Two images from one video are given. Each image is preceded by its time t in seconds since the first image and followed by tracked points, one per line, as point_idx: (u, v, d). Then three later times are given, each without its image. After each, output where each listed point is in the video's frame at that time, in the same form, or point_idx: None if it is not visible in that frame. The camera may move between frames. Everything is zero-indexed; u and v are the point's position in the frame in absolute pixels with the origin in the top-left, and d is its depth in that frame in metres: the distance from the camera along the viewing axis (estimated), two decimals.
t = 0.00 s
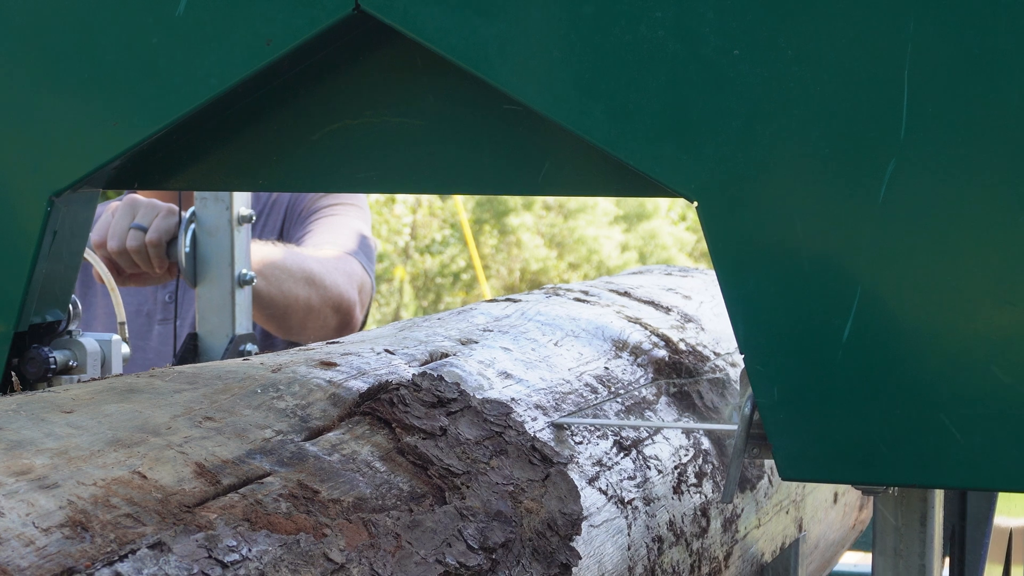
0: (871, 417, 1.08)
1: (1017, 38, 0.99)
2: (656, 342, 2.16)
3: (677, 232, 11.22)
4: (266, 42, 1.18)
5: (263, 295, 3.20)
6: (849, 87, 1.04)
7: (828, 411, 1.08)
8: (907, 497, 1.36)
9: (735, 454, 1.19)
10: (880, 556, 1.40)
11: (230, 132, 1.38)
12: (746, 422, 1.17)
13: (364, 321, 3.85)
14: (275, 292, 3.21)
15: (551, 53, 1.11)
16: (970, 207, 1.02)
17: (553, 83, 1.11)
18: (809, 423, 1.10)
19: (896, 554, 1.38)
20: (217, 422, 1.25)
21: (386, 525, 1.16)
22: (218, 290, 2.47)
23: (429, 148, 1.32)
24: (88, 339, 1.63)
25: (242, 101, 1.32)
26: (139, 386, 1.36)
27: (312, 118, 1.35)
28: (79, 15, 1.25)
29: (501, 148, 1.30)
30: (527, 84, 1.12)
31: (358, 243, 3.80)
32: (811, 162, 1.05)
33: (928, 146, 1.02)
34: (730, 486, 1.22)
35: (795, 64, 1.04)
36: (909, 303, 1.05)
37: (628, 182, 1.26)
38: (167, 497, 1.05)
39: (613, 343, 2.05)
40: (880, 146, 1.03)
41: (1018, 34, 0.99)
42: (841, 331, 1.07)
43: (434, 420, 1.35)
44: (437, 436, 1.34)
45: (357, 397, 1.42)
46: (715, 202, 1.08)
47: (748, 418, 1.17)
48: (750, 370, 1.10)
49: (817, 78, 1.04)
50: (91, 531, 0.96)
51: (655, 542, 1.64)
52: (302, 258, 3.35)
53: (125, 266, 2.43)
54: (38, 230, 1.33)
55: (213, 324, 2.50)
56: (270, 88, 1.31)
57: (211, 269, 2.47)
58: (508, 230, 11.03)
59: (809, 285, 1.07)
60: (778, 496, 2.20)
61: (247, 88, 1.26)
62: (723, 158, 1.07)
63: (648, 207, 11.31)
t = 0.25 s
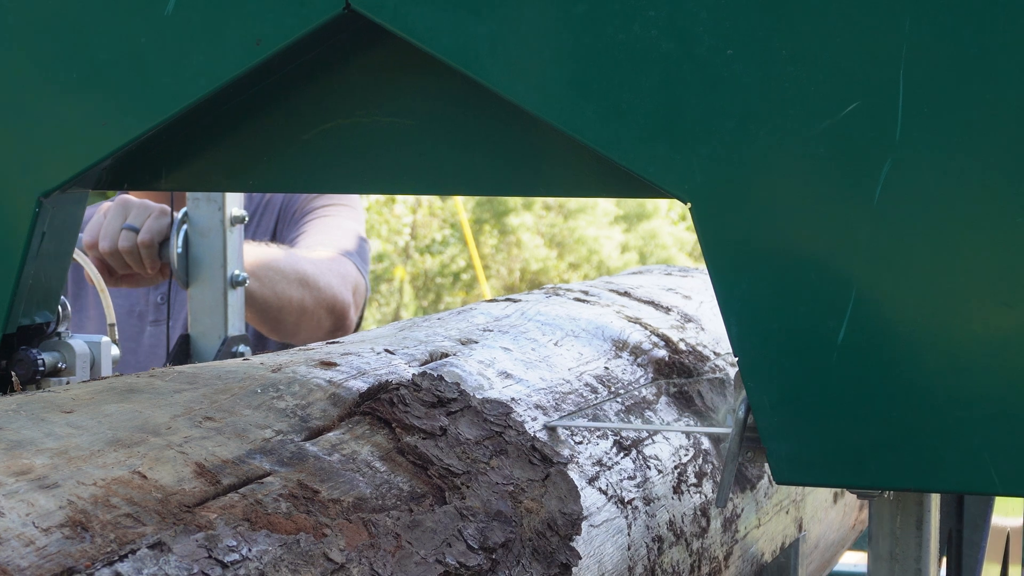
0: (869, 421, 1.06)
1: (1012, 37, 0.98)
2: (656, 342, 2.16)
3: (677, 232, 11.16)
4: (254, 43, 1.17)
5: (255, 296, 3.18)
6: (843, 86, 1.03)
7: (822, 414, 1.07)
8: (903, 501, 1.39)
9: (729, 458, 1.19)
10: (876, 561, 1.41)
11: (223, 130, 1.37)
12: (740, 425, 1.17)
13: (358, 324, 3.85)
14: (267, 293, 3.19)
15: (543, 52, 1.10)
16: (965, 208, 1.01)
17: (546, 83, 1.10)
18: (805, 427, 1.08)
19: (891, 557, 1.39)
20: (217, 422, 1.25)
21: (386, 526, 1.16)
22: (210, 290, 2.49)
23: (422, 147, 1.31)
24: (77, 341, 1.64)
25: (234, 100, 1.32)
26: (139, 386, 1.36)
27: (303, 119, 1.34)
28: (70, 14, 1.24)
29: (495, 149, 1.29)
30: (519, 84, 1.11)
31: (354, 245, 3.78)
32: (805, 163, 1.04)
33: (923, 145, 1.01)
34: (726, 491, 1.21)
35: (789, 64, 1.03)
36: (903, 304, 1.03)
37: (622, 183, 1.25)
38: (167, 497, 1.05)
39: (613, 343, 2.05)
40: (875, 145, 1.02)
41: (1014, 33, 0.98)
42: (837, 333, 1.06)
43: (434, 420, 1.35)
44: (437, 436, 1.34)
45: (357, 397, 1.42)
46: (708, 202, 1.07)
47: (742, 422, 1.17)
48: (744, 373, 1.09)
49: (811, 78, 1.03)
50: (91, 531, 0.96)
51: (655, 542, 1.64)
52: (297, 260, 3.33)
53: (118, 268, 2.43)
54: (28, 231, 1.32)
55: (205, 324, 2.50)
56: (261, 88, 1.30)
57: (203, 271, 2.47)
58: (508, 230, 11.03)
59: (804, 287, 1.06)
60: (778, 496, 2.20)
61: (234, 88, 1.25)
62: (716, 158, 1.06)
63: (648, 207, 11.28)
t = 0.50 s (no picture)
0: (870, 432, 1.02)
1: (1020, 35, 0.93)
2: (656, 342, 2.17)
3: (676, 231, 11.04)
4: (243, 42, 1.13)
5: (246, 299, 3.11)
6: (844, 88, 0.98)
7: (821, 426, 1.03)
8: (898, 505, 1.35)
9: (721, 462, 1.14)
10: (871, 565, 1.37)
11: (207, 133, 1.34)
12: (734, 429, 1.12)
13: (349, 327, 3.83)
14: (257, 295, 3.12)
15: (533, 53, 1.05)
16: (968, 213, 0.96)
17: (534, 83, 1.06)
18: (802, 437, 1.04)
19: (888, 562, 1.36)
20: (217, 422, 1.25)
21: (386, 526, 1.16)
22: (203, 291, 2.34)
23: (408, 149, 1.27)
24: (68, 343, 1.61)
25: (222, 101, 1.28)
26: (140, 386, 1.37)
27: (292, 119, 1.30)
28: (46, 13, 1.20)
29: (483, 150, 1.25)
30: (507, 85, 1.06)
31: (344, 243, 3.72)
32: (802, 166, 1.00)
33: (926, 149, 0.97)
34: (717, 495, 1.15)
35: (785, 64, 0.99)
36: (902, 311, 0.99)
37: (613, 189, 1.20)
38: (167, 497, 1.05)
39: (613, 343, 2.06)
40: (875, 149, 0.98)
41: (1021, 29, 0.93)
42: (832, 336, 1.02)
43: (434, 421, 1.35)
44: (437, 436, 1.34)
45: (357, 397, 1.43)
46: (703, 205, 1.03)
47: (736, 426, 1.12)
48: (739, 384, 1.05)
49: (808, 78, 0.98)
50: (91, 531, 0.96)
51: (655, 542, 1.64)
52: (288, 261, 3.26)
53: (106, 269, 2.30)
54: (14, 233, 1.30)
55: (198, 325, 2.35)
56: (248, 90, 1.26)
57: (196, 271, 2.33)
58: (508, 229, 11.01)
59: (803, 293, 1.02)
60: (778, 497, 2.20)
61: (224, 89, 1.21)
62: (708, 160, 1.02)
63: (648, 207, 11.25)
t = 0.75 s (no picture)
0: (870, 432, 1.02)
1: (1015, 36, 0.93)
2: (656, 342, 2.17)
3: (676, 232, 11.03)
4: (236, 41, 1.11)
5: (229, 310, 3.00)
6: (840, 89, 0.98)
7: (816, 427, 1.03)
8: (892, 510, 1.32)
9: (716, 465, 1.12)
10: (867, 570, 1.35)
11: (196, 134, 1.31)
12: (728, 432, 1.11)
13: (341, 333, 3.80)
14: (240, 307, 3.00)
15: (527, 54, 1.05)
16: (966, 217, 0.96)
17: (529, 83, 1.05)
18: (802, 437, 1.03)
19: (884, 568, 1.34)
20: (217, 422, 1.25)
21: (386, 526, 1.16)
22: (195, 293, 2.26)
23: (400, 149, 1.25)
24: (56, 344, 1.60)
25: (211, 101, 1.25)
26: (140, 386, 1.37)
27: (283, 121, 1.27)
28: (31, 10, 1.18)
29: (478, 150, 1.23)
30: (501, 84, 1.05)
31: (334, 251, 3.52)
32: (795, 166, 1.00)
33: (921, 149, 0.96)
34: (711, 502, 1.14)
35: (780, 64, 0.98)
36: (897, 313, 0.99)
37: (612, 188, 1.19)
38: (167, 497, 1.05)
39: (614, 343, 2.06)
40: (870, 148, 0.98)
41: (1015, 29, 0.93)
42: (827, 338, 1.01)
43: (434, 421, 1.35)
44: (437, 436, 1.34)
45: (357, 397, 1.43)
46: (698, 206, 1.02)
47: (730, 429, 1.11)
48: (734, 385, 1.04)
49: (803, 78, 0.98)
50: (91, 531, 0.96)
51: (655, 542, 1.64)
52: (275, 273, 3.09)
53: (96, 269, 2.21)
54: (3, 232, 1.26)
55: (191, 326, 2.29)
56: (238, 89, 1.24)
57: (188, 272, 2.25)
58: (508, 230, 10.97)
59: (799, 292, 1.01)
60: (778, 497, 2.20)
61: (213, 87, 1.19)
62: (704, 160, 1.01)
63: (647, 208, 11.20)
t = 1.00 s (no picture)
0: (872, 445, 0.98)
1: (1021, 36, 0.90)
2: (656, 342, 2.17)
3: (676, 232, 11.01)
4: (224, 42, 1.06)
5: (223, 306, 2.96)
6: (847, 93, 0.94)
7: (814, 438, 0.99)
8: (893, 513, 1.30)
9: (709, 469, 1.08)
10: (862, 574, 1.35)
11: (183, 135, 1.25)
12: (723, 436, 1.08)
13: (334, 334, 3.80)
14: (234, 305, 2.97)
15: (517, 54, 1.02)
16: (962, 217, 0.92)
17: (518, 84, 1.00)
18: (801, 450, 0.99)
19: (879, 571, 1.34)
20: (218, 423, 1.25)
21: (386, 526, 1.16)
22: (188, 294, 2.18)
23: (395, 150, 1.20)
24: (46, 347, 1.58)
25: (201, 101, 1.20)
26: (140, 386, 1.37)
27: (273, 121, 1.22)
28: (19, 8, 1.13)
29: (467, 150, 1.19)
30: (489, 85, 1.01)
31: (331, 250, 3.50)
32: (796, 166, 0.95)
33: (922, 151, 0.93)
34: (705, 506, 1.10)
35: (777, 64, 0.94)
36: (891, 315, 0.95)
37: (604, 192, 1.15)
38: (167, 497, 1.05)
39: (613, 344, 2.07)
40: (870, 151, 0.94)
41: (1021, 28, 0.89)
42: (823, 340, 0.97)
43: (434, 421, 1.35)
44: (437, 436, 1.33)
45: (357, 397, 1.43)
46: (695, 207, 0.98)
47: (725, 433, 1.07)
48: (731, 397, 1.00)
49: (801, 78, 0.94)
50: (91, 531, 0.96)
51: (655, 542, 1.64)
52: (269, 270, 3.07)
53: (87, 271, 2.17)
54: None
55: (183, 329, 2.20)
56: (229, 90, 1.19)
57: (180, 273, 2.17)
58: (508, 229, 10.93)
59: (802, 297, 0.97)
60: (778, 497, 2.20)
61: (203, 89, 1.14)
62: (701, 161, 0.97)
63: (647, 208, 11.13)
